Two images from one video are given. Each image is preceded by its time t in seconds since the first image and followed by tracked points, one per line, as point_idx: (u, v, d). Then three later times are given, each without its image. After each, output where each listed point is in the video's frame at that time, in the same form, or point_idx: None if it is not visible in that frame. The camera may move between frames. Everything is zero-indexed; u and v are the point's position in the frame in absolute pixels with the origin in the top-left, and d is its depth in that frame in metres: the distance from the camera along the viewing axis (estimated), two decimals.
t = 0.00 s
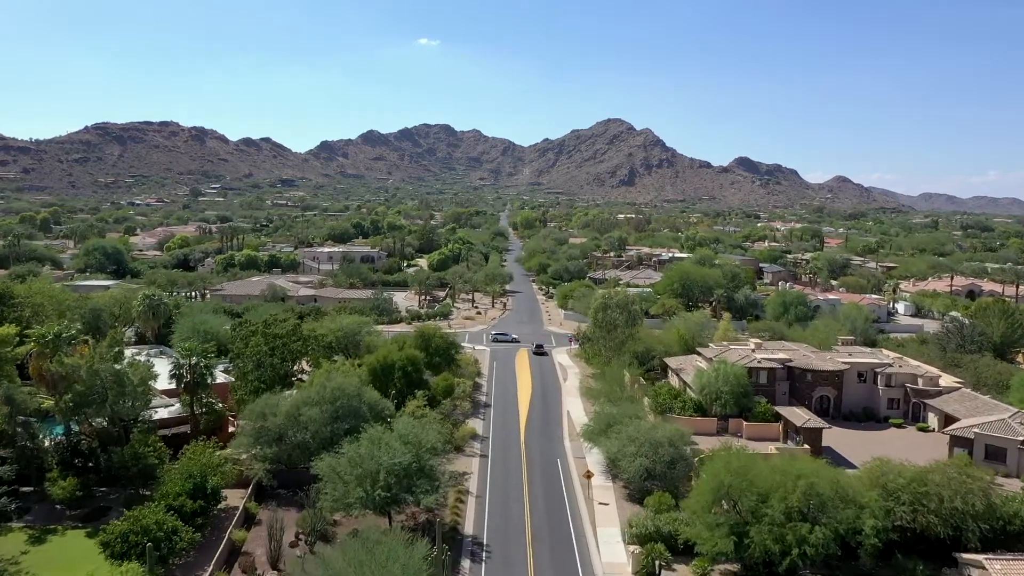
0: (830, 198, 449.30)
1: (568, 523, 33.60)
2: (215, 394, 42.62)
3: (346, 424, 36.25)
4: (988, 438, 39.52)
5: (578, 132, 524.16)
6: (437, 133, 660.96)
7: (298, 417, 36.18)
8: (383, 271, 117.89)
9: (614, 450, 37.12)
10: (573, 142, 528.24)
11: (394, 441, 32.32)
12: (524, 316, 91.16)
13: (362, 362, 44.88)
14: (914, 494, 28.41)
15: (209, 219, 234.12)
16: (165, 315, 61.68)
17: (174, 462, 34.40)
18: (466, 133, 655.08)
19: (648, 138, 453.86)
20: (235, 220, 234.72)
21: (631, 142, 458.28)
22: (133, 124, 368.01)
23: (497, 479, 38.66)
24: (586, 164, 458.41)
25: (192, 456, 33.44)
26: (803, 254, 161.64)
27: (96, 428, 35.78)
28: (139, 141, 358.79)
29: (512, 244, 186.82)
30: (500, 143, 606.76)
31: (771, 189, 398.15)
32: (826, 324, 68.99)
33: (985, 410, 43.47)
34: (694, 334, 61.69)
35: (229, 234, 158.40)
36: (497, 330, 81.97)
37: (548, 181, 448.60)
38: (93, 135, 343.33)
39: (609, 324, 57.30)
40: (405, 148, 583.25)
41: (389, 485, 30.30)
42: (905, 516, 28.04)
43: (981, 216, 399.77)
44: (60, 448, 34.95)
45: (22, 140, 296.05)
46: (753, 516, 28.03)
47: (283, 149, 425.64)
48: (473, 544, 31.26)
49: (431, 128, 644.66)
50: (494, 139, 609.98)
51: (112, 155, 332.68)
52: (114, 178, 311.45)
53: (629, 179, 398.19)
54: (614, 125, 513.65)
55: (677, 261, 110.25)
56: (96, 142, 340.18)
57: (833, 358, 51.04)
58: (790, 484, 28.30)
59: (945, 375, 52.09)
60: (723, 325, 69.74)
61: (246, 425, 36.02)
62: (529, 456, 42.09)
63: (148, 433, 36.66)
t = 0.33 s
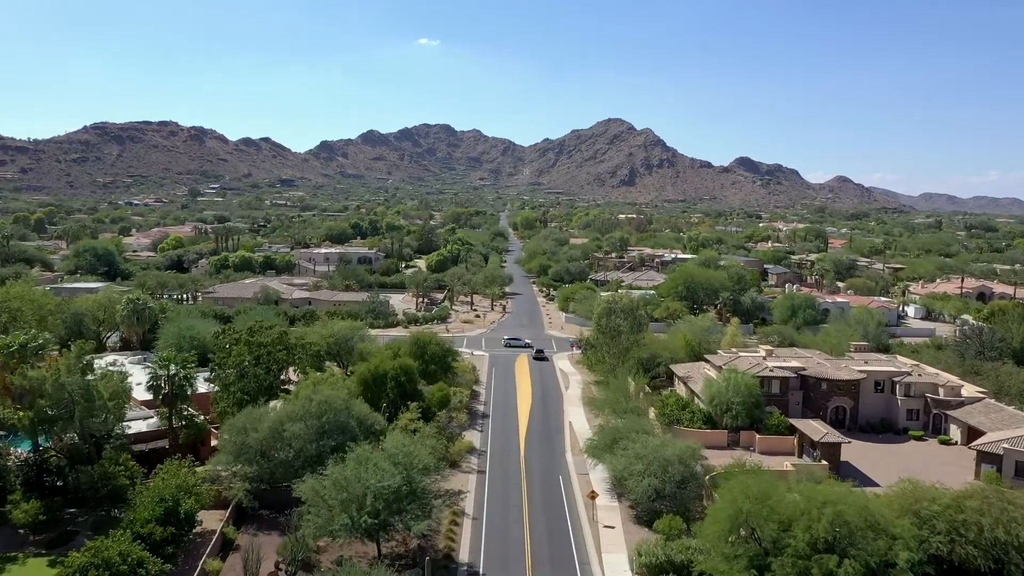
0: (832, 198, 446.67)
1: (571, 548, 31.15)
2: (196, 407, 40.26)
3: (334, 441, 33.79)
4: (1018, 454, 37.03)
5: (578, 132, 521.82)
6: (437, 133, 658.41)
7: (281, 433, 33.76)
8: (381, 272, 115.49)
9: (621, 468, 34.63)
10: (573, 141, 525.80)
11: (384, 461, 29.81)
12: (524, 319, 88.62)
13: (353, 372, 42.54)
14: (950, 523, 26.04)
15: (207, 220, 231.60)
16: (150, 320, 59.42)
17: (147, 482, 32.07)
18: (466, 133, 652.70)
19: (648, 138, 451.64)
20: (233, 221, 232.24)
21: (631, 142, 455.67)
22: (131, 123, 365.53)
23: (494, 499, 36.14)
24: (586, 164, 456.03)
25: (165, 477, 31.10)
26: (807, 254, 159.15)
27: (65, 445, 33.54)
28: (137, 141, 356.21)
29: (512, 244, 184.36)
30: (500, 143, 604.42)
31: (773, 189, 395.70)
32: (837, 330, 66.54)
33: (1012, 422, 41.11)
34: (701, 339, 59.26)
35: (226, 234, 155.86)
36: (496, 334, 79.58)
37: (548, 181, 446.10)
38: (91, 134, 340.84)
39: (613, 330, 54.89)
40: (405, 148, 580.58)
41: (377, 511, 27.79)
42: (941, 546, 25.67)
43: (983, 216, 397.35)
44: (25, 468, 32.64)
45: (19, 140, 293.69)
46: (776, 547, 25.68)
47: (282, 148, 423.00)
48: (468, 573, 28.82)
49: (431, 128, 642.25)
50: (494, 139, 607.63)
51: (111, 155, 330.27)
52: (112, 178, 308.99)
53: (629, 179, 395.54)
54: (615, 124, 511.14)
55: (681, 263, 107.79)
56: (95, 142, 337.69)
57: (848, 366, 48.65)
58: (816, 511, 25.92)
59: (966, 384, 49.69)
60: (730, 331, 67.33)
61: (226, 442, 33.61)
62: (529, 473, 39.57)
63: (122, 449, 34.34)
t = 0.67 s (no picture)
0: (833, 198, 444.29)
1: None
2: (174, 420, 37.92)
3: (319, 459, 31.38)
4: None
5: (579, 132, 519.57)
6: (437, 133, 656.01)
7: (263, 452, 31.37)
8: (378, 274, 113.08)
9: (629, 489, 32.13)
10: (574, 141, 523.41)
11: (373, 484, 27.36)
12: (524, 322, 86.12)
13: (343, 383, 40.15)
14: (997, 558, 23.59)
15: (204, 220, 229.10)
16: (134, 325, 57.12)
17: (117, 505, 29.69)
18: (466, 133, 650.40)
19: (648, 138, 449.40)
20: (231, 221, 229.70)
21: (632, 142, 453.18)
22: (130, 123, 363.32)
23: (492, 519, 33.69)
24: (587, 164, 453.76)
25: (135, 500, 28.72)
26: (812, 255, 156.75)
27: (29, 463, 31.03)
28: (136, 141, 353.70)
29: (512, 245, 181.85)
30: (500, 143, 601.99)
31: (774, 189, 393.45)
32: (851, 335, 63.98)
33: None
34: (709, 345, 56.85)
35: (222, 235, 153.44)
36: (495, 338, 77.14)
37: (548, 181, 443.72)
38: (90, 134, 338.73)
39: (618, 336, 52.19)
40: (405, 148, 577.93)
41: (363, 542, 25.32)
42: None
43: (985, 216, 394.93)
44: None
45: (17, 140, 291.51)
46: None
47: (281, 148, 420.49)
48: None
49: (431, 128, 639.98)
50: (494, 139, 605.28)
51: (110, 154, 328.11)
52: (110, 177, 306.51)
53: (630, 179, 393.06)
54: (615, 124, 508.49)
55: (685, 264, 105.32)
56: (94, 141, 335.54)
57: (866, 375, 46.23)
58: (847, 545, 23.46)
59: (989, 394, 47.35)
60: (738, 336, 64.92)
61: (204, 461, 31.25)
62: (529, 491, 37.16)
63: (90, 468, 31.94)
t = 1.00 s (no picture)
0: (834, 198, 442.13)
1: None
2: (150, 436, 35.45)
3: (302, 480, 28.94)
4: None
5: (579, 132, 517.50)
6: (437, 132, 653.67)
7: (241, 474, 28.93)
8: (375, 276, 110.63)
9: (638, 512, 29.74)
10: (574, 141, 521.21)
11: (358, 513, 24.86)
12: (525, 325, 83.57)
13: (332, 394, 37.66)
14: None
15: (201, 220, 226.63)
16: (116, 330, 54.68)
17: (81, 532, 27.22)
18: (466, 133, 648.08)
19: (649, 138, 447.39)
20: (228, 222, 227.03)
21: (632, 141, 450.46)
22: (129, 122, 361.10)
23: (489, 543, 31.29)
24: (587, 164, 451.60)
25: (100, 528, 26.31)
26: (817, 256, 154.31)
27: None
28: (134, 140, 351.11)
29: (513, 245, 179.51)
30: (500, 143, 599.88)
31: (775, 189, 391.38)
32: (865, 340, 61.50)
33: None
34: (718, 352, 54.34)
35: (217, 235, 150.91)
36: (495, 342, 74.69)
37: (549, 181, 441.42)
38: (88, 133, 336.42)
39: (623, 342, 49.25)
40: (404, 147, 575.13)
41: None
42: None
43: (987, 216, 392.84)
44: None
45: (14, 139, 289.21)
46: None
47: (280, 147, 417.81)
48: None
49: (431, 127, 637.68)
50: (494, 139, 603.05)
51: (108, 154, 325.74)
52: (108, 177, 304.10)
53: (631, 179, 390.62)
54: (616, 124, 506.26)
55: (689, 266, 102.87)
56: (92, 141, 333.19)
57: (885, 384, 43.80)
58: None
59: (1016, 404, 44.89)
60: (748, 342, 62.42)
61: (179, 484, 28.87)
62: (530, 511, 34.78)
63: (55, 491, 29.46)
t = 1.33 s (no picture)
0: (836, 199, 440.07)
1: None
2: (124, 451, 33.06)
3: (281, 506, 26.44)
4: None
5: (580, 131, 515.38)
6: (437, 132, 651.68)
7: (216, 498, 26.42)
8: (372, 277, 108.25)
9: (650, 539, 27.21)
10: (575, 141, 519.05)
11: (342, 549, 22.31)
12: (525, 329, 81.03)
13: (319, 409, 35.12)
14: None
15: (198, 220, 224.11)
16: (97, 336, 52.17)
17: (39, 564, 24.77)
18: (466, 133, 646.12)
19: (649, 138, 445.32)
20: (225, 222, 224.53)
21: (632, 141, 447.93)
22: (128, 122, 358.81)
23: (487, 569, 28.72)
24: (588, 164, 449.50)
25: (56, 560, 23.81)
26: (821, 257, 151.95)
27: None
28: (132, 140, 348.61)
29: (513, 246, 177.26)
30: (501, 143, 597.73)
31: (777, 189, 389.09)
32: (879, 346, 58.98)
33: None
34: (727, 358, 51.89)
35: (213, 236, 148.47)
36: (494, 347, 72.19)
37: (549, 181, 439.17)
38: (87, 133, 334.24)
39: (630, 350, 46.69)
40: (404, 147, 572.54)
41: None
42: None
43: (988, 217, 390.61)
44: None
45: (12, 138, 286.80)
46: None
47: (279, 147, 415.29)
48: None
49: (431, 127, 635.62)
50: (494, 139, 600.82)
51: (106, 153, 323.39)
52: (106, 177, 301.74)
53: (631, 179, 388.27)
54: (616, 123, 503.85)
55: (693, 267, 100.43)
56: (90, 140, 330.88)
57: (907, 394, 41.34)
58: None
59: None
60: (757, 348, 59.93)
61: (150, 510, 26.38)
62: (532, 532, 32.24)
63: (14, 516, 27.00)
